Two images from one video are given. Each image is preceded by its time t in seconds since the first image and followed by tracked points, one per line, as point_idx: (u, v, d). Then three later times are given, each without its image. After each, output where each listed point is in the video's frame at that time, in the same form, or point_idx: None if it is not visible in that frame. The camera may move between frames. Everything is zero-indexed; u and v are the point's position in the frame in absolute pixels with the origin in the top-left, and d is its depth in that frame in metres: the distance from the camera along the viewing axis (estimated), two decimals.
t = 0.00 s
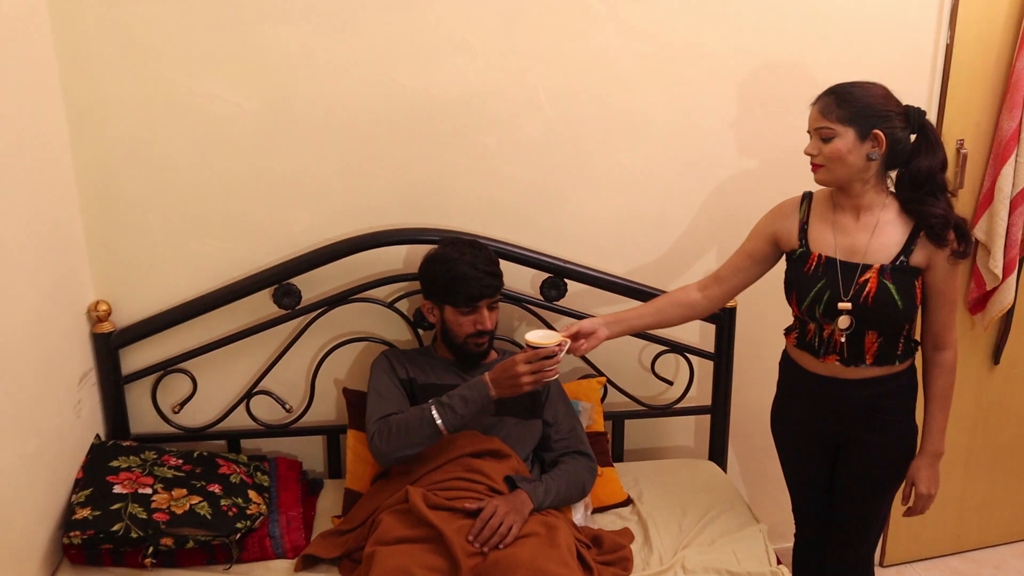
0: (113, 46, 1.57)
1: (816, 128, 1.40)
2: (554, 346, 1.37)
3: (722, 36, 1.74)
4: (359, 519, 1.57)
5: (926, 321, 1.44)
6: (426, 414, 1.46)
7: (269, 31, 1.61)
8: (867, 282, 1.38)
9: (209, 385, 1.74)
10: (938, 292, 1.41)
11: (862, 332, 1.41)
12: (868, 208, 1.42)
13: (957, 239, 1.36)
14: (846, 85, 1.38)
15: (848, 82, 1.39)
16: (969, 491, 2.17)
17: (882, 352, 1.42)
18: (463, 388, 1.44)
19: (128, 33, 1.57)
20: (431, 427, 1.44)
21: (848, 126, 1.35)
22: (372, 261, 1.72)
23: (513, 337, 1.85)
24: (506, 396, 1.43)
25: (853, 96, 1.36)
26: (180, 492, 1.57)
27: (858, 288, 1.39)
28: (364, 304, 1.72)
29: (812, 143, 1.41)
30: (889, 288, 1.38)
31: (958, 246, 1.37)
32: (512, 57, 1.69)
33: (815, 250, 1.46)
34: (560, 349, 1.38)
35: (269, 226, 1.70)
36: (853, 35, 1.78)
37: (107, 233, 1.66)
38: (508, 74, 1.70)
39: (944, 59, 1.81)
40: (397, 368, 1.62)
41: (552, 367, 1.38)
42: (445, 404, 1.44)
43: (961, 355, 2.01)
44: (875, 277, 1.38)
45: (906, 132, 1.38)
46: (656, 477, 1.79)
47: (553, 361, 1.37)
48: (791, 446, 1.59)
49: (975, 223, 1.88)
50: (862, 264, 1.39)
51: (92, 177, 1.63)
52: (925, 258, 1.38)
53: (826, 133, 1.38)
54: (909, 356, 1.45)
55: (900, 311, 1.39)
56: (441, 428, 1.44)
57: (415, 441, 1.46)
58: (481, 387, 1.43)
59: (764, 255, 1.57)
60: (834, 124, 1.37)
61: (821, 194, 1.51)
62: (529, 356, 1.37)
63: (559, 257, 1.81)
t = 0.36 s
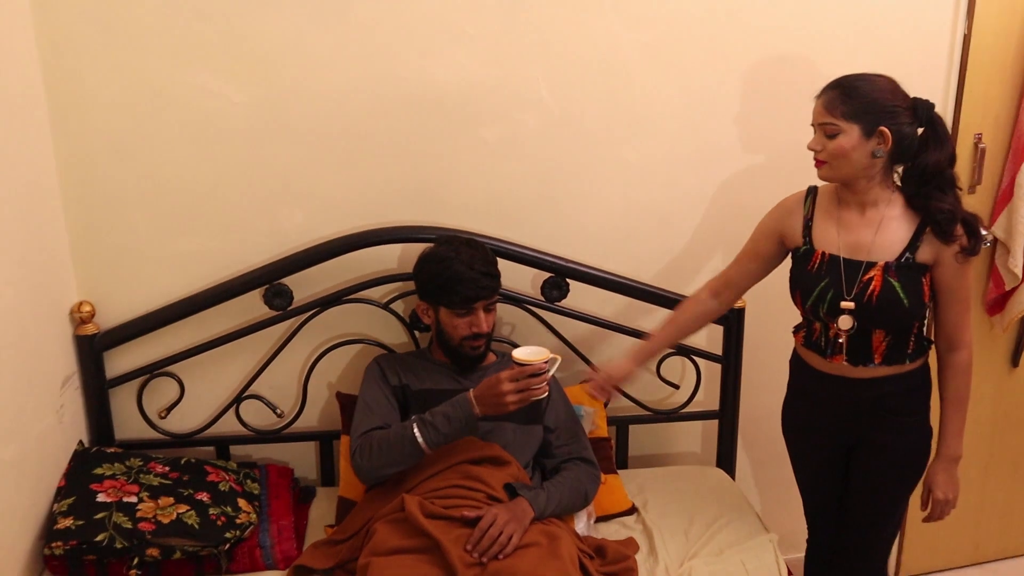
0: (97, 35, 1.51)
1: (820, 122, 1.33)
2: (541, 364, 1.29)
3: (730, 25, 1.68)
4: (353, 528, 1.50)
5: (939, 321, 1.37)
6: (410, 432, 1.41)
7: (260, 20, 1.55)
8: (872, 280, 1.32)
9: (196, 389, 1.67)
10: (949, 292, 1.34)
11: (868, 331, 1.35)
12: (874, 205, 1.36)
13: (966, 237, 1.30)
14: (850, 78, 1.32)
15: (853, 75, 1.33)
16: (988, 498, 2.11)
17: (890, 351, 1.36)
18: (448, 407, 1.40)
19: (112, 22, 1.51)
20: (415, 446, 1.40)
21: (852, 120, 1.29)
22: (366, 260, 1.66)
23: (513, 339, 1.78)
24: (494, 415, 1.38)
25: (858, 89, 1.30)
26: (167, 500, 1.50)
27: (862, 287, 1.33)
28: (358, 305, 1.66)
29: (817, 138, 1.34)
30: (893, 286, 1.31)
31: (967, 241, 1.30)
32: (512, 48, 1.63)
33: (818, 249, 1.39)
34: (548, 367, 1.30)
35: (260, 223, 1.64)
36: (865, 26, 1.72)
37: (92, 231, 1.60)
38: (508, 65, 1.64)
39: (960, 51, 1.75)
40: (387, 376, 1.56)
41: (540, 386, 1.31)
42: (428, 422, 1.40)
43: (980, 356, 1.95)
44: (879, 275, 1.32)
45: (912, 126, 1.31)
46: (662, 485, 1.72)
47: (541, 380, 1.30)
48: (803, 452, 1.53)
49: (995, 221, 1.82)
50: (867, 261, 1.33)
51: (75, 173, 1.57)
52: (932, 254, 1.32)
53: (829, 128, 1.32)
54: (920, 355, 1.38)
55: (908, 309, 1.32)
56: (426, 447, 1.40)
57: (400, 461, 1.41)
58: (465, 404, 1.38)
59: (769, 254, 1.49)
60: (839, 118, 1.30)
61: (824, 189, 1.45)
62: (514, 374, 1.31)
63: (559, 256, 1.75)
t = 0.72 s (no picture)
0: (69, 20, 1.42)
1: (846, 107, 1.26)
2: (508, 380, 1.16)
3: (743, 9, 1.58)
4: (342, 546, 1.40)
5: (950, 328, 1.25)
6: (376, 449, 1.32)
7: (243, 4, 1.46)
8: (872, 270, 1.26)
9: (176, 396, 1.59)
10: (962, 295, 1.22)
11: (867, 324, 1.29)
12: (895, 197, 1.28)
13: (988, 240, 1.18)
14: (883, 61, 1.23)
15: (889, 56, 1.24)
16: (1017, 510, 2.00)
17: (891, 348, 1.28)
18: (414, 422, 1.30)
19: (85, 6, 1.42)
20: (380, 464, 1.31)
21: (882, 107, 1.21)
22: (356, 260, 1.57)
23: (511, 343, 1.68)
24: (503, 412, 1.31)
25: (891, 74, 1.21)
26: (144, 515, 1.41)
27: (861, 276, 1.27)
28: (347, 307, 1.57)
29: (844, 125, 1.26)
30: (893, 280, 1.24)
31: (985, 245, 1.18)
32: (512, 36, 1.54)
33: (831, 232, 1.36)
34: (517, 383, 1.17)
35: (244, 220, 1.55)
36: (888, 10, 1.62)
37: (66, 228, 1.51)
38: (506, 51, 1.55)
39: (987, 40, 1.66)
40: (373, 387, 1.47)
41: (508, 404, 1.18)
42: (393, 438, 1.31)
43: (1008, 360, 1.85)
44: (879, 266, 1.25)
45: (947, 117, 1.22)
46: (668, 498, 1.63)
47: (509, 396, 1.17)
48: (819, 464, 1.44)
49: None
50: (872, 250, 1.27)
51: (47, 167, 1.48)
52: (943, 254, 1.21)
53: (857, 113, 1.24)
54: (926, 360, 1.29)
55: (907, 307, 1.24)
56: (390, 464, 1.30)
57: (366, 480, 1.32)
58: (432, 420, 1.28)
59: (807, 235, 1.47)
60: (867, 105, 1.22)
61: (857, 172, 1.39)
62: (480, 390, 1.19)
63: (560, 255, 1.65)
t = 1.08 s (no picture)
0: (57, 17, 1.39)
1: (864, 107, 1.23)
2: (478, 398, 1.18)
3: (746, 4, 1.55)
4: (336, 551, 1.36)
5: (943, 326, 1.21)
6: (349, 464, 1.32)
7: None
8: (871, 255, 1.24)
9: (168, 399, 1.56)
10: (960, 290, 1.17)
11: (864, 310, 1.26)
12: (909, 192, 1.25)
13: (977, 211, 1.18)
14: (901, 59, 1.19)
15: (910, 52, 1.20)
16: None
17: (886, 340, 1.25)
18: (385, 436, 1.30)
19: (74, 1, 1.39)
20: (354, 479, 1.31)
21: (899, 110, 1.17)
22: (351, 260, 1.54)
23: (509, 345, 1.66)
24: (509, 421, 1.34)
25: (910, 74, 1.17)
26: (136, 520, 1.38)
27: (861, 260, 1.26)
28: (343, 308, 1.54)
29: (865, 129, 1.23)
30: (891, 267, 1.21)
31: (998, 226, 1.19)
32: (511, 31, 1.51)
33: (843, 219, 1.34)
34: (487, 401, 1.19)
35: (237, 220, 1.52)
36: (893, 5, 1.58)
37: (55, 229, 1.48)
38: (505, 47, 1.52)
39: (998, 35, 1.62)
40: (365, 396, 1.45)
41: (478, 420, 1.20)
42: (365, 454, 1.31)
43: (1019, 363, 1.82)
44: (880, 252, 1.23)
45: (966, 112, 1.18)
46: (671, 503, 1.60)
47: (478, 413, 1.19)
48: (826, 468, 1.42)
49: None
50: (875, 236, 1.25)
51: (36, 166, 1.45)
52: (945, 246, 1.18)
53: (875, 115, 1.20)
54: (923, 358, 1.25)
55: (901, 297, 1.21)
56: (364, 481, 1.31)
57: (342, 495, 1.33)
58: (402, 436, 1.29)
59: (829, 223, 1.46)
60: (885, 107, 1.19)
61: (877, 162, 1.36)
62: (449, 407, 1.21)
63: (560, 255, 1.62)
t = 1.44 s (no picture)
0: (51, 15, 1.38)
1: (872, 103, 1.22)
2: (462, 400, 1.18)
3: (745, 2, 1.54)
4: (334, 554, 1.34)
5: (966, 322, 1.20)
6: (336, 470, 1.33)
7: None
8: (894, 257, 1.22)
9: (163, 401, 1.55)
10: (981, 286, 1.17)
11: (885, 313, 1.24)
12: (922, 190, 1.24)
13: (996, 202, 1.17)
14: (909, 55, 1.18)
15: (917, 49, 1.19)
16: None
17: (910, 340, 1.23)
18: (372, 440, 1.31)
19: None
20: (341, 484, 1.31)
21: (912, 104, 1.17)
22: (348, 260, 1.53)
23: (508, 346, 1.64)
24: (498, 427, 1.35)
25: (921, 69, 1.16)
26: (130, 523, 1.36)
27: (881, 263, 1.23)
28: (339, 308, 1.53)
29: (874, 125, 1.22)
30: (916, 267, 1.20)
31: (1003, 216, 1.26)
32: (508, 30, 1.50)
33: (852, 222, 1.31)
34: (473, 407, 1.19)
35: (233, 220, 1.51)
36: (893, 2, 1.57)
37: (48, 228, 1.46)
38: (502, 45, 1.50)
39: (1000, 33, 1.61)
40: (360, 399, 1.43)
41: (461, 426, 1.20)
42: (353, 459, 1.31)
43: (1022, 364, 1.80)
44: (902, 253, 1.21)
45: (974, 109, 1.18)
46: (671, 505, 1.59)
47: (462, 419, 1.19)
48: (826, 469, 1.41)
49: None
50: (896, 237, 1.23)
51: (29, 165, 1.44)
52: (967, 242, 1.17)
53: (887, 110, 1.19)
54: (947, 357, 1.24)
55: (927, 297, 1.19)
56: (350, 486, 1.31)
57: (332, 502, 1.33)
58: (387, 440, 1.30)
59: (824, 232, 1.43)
60: (897, 102, 1.18)
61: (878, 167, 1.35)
62: (435, 411, 1.22)
63: (558, 254, 1.61)
